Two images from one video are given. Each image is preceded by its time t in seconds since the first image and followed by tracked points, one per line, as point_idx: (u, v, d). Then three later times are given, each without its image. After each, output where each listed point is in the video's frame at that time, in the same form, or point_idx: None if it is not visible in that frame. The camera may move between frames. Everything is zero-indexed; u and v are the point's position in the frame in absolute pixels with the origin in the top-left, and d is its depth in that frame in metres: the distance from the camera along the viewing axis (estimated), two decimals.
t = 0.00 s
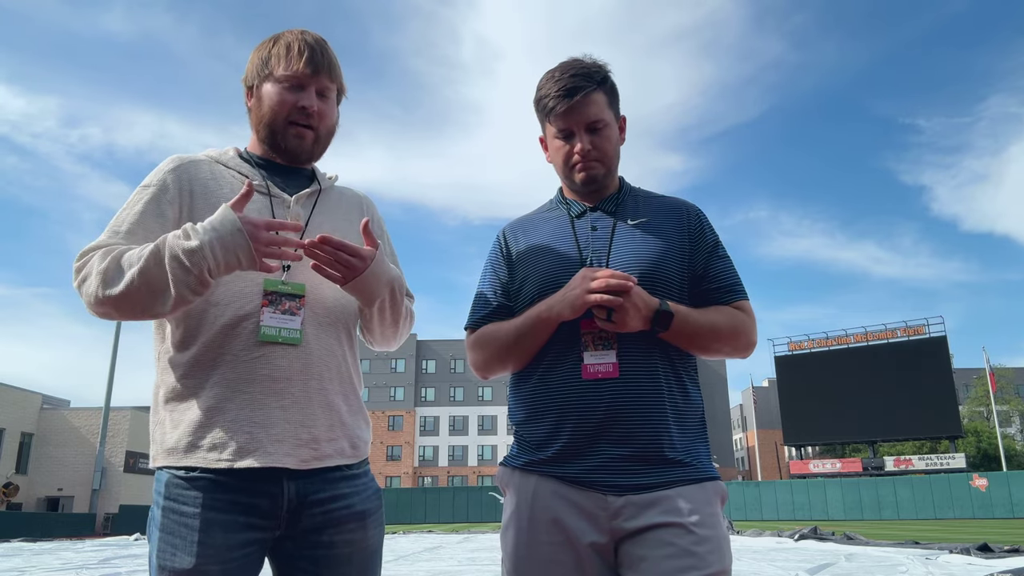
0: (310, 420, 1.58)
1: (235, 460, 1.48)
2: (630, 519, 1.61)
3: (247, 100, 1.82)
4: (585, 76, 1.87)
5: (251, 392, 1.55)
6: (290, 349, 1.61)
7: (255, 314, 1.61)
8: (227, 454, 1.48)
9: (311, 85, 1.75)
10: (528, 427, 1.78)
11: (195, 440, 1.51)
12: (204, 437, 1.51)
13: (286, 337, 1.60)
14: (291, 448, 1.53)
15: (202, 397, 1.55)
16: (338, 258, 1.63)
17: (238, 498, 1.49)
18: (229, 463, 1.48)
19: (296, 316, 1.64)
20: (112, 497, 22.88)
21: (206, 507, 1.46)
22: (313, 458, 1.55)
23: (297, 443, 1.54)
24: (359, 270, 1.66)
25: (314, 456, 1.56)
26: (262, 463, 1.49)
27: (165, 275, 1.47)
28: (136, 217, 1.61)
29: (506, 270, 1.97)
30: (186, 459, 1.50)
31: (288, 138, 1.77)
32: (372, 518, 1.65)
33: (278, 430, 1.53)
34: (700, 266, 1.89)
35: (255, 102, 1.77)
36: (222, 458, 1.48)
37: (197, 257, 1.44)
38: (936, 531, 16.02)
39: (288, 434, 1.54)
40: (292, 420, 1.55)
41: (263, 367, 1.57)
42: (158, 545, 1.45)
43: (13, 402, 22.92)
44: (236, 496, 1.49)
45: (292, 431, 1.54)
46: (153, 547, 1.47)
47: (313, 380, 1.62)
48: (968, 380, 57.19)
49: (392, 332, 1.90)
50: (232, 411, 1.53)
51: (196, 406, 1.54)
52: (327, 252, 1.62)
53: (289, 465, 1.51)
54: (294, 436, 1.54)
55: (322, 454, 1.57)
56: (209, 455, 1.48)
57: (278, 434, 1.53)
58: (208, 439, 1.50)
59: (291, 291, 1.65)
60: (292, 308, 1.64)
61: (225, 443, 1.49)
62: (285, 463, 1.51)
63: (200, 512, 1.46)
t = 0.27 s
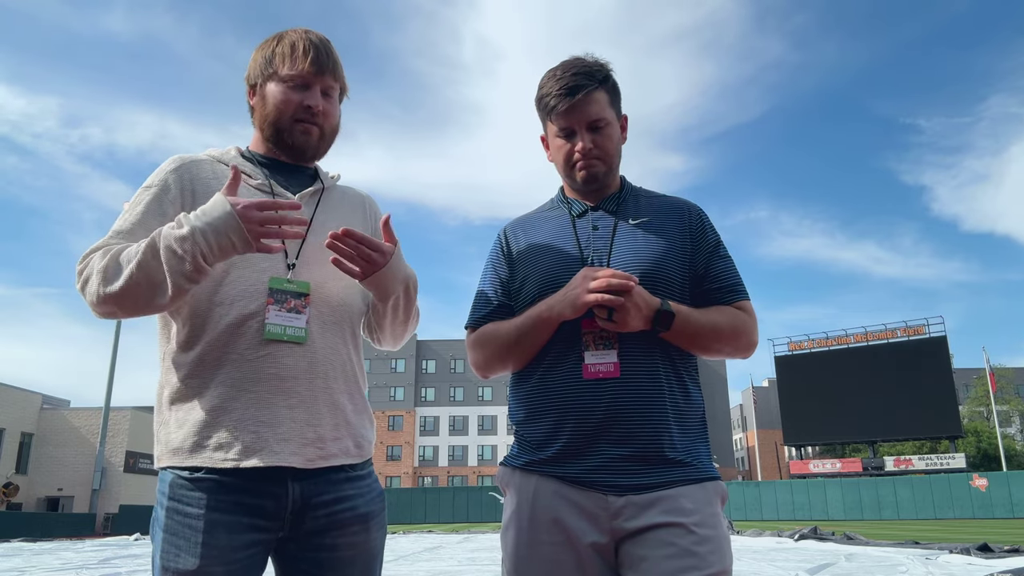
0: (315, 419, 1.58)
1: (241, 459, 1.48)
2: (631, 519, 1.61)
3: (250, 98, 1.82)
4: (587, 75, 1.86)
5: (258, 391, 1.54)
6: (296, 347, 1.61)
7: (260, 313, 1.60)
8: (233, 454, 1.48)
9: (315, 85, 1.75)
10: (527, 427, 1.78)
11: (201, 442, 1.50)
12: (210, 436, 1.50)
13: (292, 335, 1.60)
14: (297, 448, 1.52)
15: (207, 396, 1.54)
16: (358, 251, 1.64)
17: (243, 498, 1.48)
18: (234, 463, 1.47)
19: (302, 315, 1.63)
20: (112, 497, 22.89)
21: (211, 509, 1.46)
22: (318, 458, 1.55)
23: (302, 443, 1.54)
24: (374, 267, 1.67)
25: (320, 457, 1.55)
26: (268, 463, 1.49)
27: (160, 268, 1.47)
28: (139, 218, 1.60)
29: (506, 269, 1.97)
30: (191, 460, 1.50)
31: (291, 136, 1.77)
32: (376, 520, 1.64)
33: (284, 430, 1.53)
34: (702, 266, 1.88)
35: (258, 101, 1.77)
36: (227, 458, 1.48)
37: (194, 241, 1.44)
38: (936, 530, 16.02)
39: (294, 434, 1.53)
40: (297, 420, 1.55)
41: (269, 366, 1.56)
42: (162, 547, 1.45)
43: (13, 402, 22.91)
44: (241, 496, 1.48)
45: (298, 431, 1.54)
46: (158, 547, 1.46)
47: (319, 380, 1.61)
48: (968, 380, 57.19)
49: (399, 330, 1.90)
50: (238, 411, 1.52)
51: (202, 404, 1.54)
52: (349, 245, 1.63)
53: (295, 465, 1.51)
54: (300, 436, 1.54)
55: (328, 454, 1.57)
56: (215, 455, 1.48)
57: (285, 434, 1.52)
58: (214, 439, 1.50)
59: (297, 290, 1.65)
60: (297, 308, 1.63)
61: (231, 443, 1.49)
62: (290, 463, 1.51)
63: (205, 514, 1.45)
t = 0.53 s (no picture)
0: (320, 419, 1.57)
1: (245, 460, 1.47)
2: (632, 518, 1.60)
3: (253, 98, 1.82)
4: (587, 74, 1.86)
5: (262, 390, 1.54)
6: (300, 348, 1.60)
7: (265, 313, 1.59)
8: (238, 454, 1.48)
9: (321, 81, 1.75)
10: (528, 428, 1.77)
11: (205, 442, 1.50)
12: (216, 436, 1.50)
13: (296, 336, 1.60)
14: (302, 448, 1.52)
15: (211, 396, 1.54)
16: (370, 245, 1.65)
17: (247, 499, 1.48)
18: (240, 463, 1.47)
19: (305, 315, 1.63)
20: (112, 497, 22.89)
21: (215, 509, 1.46)
22: (323, 458, 1.55)
23: (307, 443, 1.53)
24: (382, 265, 1.68)
25: (324, 457, 1.55)
26: (273, 463, 1.48)
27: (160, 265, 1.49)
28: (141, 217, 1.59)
29: (507, 268, 1.97)
30: (196, 460, 1.49)
31: (294, 134, 1.76)
32: (379, 520, 1.64)
33: (288, 430, 1.52)
34: (703, 266, 1.88)
35: (262, 100, 1.76)
36: (232, 458, 1.48)
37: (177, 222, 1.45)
38: (936, 530, 16.02)
39: (298, 434, 1.53)
40: (301, 420, 1.55)
41: (273, 366, 1.56)
42: (166, 548, 1.45)
43: (13, 402, 22.90)
44: (245, 498, 1.48)
45: (303, 432, 1.54)
46: (162, 546, 1.46)
47: (323, 379, 1.61)
48: (968, 380, 57.16)
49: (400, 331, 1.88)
50: (242, 412, 1.52)
51: (207, 403, 1.53)
52: (363, 239, 1.63)
53: (299, 465, 1.51)
54: (304, 436, 1.54)
55: (332, 455, 1.57)
56: (221, 456, 1.48)
57: (289, 434, 1.52)
58: (219, 439, 1.49)
59: (300, 291, 1.64)
60: (301, 308, 1.63)
61: (236, 443, 1.49)
62: (296, 463, 1.50)
63: (209, 514, 1.45)
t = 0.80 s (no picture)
0: (320, 419, 1.57)
1: (247, 460, 1.47)
2: (631, 518, 1.60)
3: (250, 96, 1.82)
4: (586, 72, 1.86)
5: (262, 390, 1.54)
6: (302, 347, 1.61)
7: (264, 312, 1.59)
8: (239, 454, 1.48)
9: (315, 73, 1.76)
10: (528, 427, 1.77)
11: (206, 443, 1.50)
12: (216, 437, 1.50)
13: (299, 333, 1.60)
14: (302, 448, 1.52)
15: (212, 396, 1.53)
16: (356, 292, 1.60)
17: (248, 500, 1.48)
18: (240, 463, 1.47)
19: (306, 313, 1.63)
20: (112, 497, 22.89)
21: (215, 510, 1.45)
22: (324, 458, 1.55)
23: (308, 443, 1.53)
24: (369, 300, 1.63)
25: (325, 457, 1.55)
26: (273, 463, 1.48)
27: (124, 299, 1.52)
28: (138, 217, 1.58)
29: (507, 268, 1.96)
30: (196, 460, 1.49)
31: (290, 126, 1.75)
32: (380, 520, 1.64)
33: (288, 431, 1.52)
34: (702, 265, 1.88)
35: (259, 97, 1.77)
36: (233, 458, 1.47)
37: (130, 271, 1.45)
38: (936, 530, 16.02)
39: (299, 434, 1.53)
40: (301, 420, 1.55)
41: (274, 366, 1.56)
42: (166, 548, 1.45)
43: (13, 402, 22.90)
44: (246, 498, 1.48)
45: (303, 432, 1.54)
46: (161, 546, 1.46)
47: (324, 380, 1.61)
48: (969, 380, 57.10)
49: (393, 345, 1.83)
50: (243, 412, 1.52)
51: (207, 402, 1.53)
52: (350, 286, 1.59)
53: (300, 465, 1.51)
54: (304, 436, 1.54)
55: (333, 454, 1.57)
56: (221, 457, 1.48)
57: (289, 435, 1.52)
58: (219, 439, 1.49)
59: (299, 287, 1.65)
60: (301, 305, 1.64)
61: (237, 443, 1.49)
62: (296, 463, 1.50)
63: (211, 515, 1.45)
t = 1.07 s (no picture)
0: (316, 420, 1.57)
1: (242, 460, 1.47)
2: (630, 519, 1.60)
3: (253, 91, 1.81)
4: (583, 72, 1.85)
5: (257, 391, 1.53)
6: (299, 346, 1.61)
7: (260, 311, 1.59)
8: (234, 455, 1.47)
9: (324, 74, 1.76)
10: (527, 427, 1.77)
11: (200, 445, 1.49)
12: (210, 439, 1.49)
13: (294, 334, 1.60)
14: (298, 449, 1.52)
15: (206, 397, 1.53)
16: (355, 315, 1.60)
17: (245, 501, 1.48)
18: (236, 464, 1.47)
19: (302, 313, 1.63)
20: (112, 497, 22.89)
21: (212, 511, 1.45)
22: (320, 458, 1.55)
23: (303, 444, 1.53)
24: (366, 321, 1.61)
25: (321, 457, 1.55)
26: (269, 464, 1.48)
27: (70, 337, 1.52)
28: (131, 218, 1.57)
29: (506, 268, 1.96)
30: (191, 461, 1.48)
31: (297, 126, 1.75)
32: (379, 519, 1.64)
33: (283, 431, 1.52)
34: (701, 265, 1.88)
35: (264, 92, 1.76)
36: (227, 460, 1.47)
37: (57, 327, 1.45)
38: (936, 531, 16.01)
39: (295, 435, 1.53)
40: (297, 421, 1.54)
41: (270, 367, 1.56)
42: (162, 549, 1.44)
43: (13, 402, 22.90)
44: (242, 498, 1.48)
45: (298, 432, 1.53)
46: (157, 548, 1.45)
47: (319, 379, 1.61)
48: (968, 380, 57.11)
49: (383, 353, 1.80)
50: (237, 412, 1.51)
51: (202, 402, 1.52)
52: (349, 309, 1.58)
53: (296, 465, 1.50)
54: (300, 437, 1.53)
55: (330, 455, 1.56)
56: (217, 458, 1.47)
57: (284, 436, 1.52)
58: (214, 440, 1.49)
59: (296, 287, 1.65)
60: (297, 305, 1.63)
61: (232, 445, 1.48)
62: (292, 464, 1.50)
63: (207, 516, 1.44)
